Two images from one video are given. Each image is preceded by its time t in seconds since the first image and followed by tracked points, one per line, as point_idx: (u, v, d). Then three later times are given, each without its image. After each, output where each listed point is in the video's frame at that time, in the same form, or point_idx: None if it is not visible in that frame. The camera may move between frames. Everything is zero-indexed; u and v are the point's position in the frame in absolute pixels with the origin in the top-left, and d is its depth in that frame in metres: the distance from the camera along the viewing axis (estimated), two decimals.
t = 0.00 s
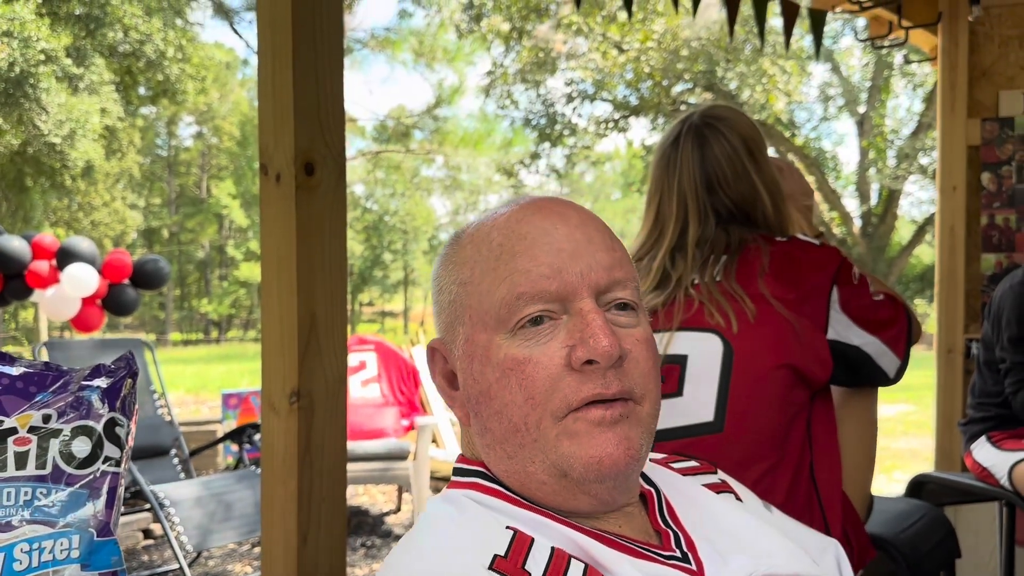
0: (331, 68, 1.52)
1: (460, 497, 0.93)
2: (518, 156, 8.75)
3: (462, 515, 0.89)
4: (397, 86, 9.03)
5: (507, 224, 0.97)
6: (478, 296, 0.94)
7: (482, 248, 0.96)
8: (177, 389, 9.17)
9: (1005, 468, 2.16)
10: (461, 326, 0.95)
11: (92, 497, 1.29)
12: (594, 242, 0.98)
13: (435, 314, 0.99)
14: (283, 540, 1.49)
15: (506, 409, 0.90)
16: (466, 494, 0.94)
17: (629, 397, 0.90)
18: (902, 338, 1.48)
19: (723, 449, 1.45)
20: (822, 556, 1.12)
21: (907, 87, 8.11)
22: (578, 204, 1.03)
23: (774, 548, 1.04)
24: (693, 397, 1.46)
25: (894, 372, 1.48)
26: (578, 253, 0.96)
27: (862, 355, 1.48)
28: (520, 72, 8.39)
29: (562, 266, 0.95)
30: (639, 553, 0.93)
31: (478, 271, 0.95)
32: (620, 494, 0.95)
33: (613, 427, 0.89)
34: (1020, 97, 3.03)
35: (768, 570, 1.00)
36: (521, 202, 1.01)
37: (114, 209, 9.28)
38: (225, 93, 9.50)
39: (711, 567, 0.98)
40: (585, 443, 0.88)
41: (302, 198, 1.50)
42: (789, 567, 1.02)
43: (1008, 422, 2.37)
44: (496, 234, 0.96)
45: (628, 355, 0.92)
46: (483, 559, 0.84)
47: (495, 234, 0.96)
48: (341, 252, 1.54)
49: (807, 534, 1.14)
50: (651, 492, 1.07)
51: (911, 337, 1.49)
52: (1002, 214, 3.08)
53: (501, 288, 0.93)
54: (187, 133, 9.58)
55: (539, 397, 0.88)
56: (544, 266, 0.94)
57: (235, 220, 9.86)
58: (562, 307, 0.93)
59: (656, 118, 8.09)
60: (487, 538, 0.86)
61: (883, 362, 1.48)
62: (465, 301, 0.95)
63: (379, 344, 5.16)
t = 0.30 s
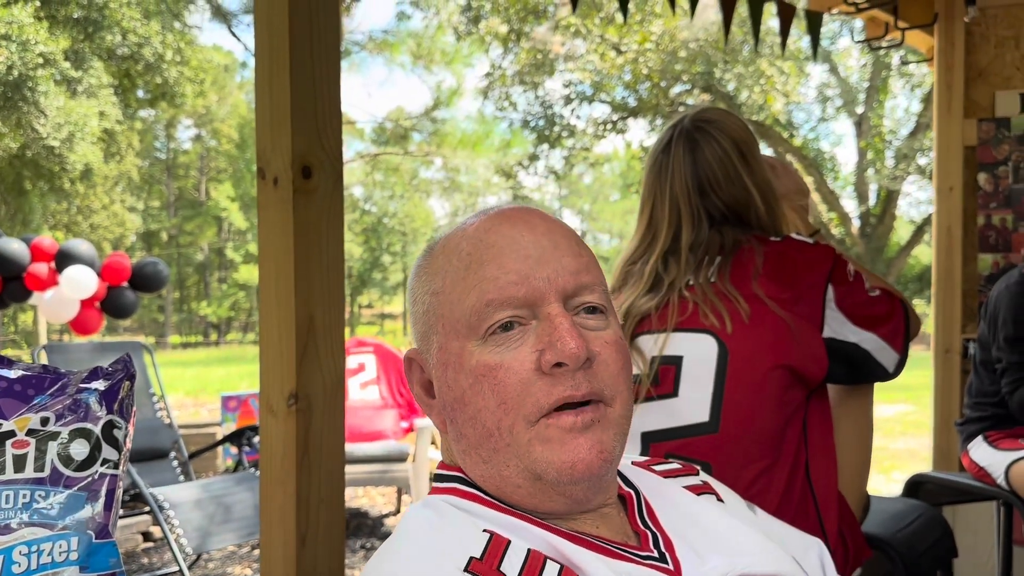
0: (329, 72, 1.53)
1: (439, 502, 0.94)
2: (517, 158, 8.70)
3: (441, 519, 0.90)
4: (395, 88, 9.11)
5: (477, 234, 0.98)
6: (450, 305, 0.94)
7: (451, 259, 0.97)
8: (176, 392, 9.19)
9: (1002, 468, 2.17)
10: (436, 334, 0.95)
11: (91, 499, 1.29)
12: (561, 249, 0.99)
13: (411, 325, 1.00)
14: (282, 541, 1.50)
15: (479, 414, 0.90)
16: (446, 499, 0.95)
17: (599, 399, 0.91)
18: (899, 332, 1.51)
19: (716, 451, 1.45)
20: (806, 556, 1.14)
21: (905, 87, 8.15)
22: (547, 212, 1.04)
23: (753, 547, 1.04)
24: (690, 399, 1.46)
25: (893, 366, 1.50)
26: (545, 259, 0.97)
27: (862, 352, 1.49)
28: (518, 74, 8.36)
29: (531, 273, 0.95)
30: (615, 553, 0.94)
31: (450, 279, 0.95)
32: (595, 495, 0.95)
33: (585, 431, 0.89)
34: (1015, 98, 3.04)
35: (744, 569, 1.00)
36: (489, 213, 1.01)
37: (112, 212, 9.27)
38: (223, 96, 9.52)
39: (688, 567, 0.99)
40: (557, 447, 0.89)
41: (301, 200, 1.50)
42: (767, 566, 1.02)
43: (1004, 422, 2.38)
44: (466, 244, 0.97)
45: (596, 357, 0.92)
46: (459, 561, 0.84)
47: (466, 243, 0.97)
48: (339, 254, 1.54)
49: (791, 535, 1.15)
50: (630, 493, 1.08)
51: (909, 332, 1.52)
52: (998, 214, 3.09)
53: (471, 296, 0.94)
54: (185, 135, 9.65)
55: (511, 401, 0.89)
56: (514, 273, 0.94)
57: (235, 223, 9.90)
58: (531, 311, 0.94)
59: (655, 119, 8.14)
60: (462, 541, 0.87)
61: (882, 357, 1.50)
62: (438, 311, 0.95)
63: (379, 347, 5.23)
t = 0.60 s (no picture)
0: (328, 76, 1.53)
1: (444, 503, 0.95)
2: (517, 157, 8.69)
3: (445, 521, 0.91)
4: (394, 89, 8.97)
5: (480, 236, 0.99)
6: (453, 305, 0.96)
7: (454, 260, 0.98)
8: (176, 392, 9.23)
9: (1000, 467, 2.18)
10: (438, 336, 0.96)
11: (93, 502, 1.31)
12: (562, 252, 0.99)
13: (414, 325, 1.01)
14: (282, 543, 1.51)
15: (481, 415, 0.91)
16: (450, 500, 0.95)
17: (602, 399, 0.91)
18: (898, 330, 1.50)
19: (712, 452, 1.46)
20: (805, 558, 1.14)
21: (904, 86, 8.20)
22: (550, 214, 1.05)
23: (752, 548, 1.05)
24: (684, 400, 1.47)
25: (892, 363, 1.50)
26: (546, 261, 0.97)
27: (860, 351, 1.49)
28: (517, 73, 8.49)
29: (532, 273, 0.96)
30: (616, 553, 0.95)
31: (452, 282, 0.97)
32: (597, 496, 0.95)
33: (589, 433, 0.90)
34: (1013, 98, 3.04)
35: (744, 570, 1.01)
36: (492, 214, 1.02)
37: (113, 213, 9.30)
38: (223, 96, 9.53)
39: (689, 567, 1.00)
40: (559, 450, 0.90)
41: (299, 206, 1.51)
42: (767, 566, 1.03)
43: (1002, 421, 2.39)
44: (468, 246, 0.98)
45: (598, 358, 0.93)
46: (463, 561, 0.85)
47: (467, 246, 0.98)
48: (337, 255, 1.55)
49: (790, 534, 1.16)
50: (632, 493, 1.08)
51: (908, 330, 1.52)
52: (997, 214, 3.09)
53: (474, 297, 0.95)
54: (185, 136, 9.62)
55: (515, 402, 0.89)
56: (513, 276, 0.95)
57: (235, 224, 9.94)
58: (533, 313, 0.95)
59: (654, 118, 8.20)
60: (466, 542, 0.88)
61: (881, 355, 1.49)
62: (441, 313, 0.96)
63: (379, 347, 5.18)
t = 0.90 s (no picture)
0: (326, 69, 1.54)
1: (460, 485, 0.95)
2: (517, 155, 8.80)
3: (461, 504, 0.91)
4: (394, 87, 9.14)
5: (509, 217, 0.99)
6: (478, 286, 0.96)
7: (482, 240, 0.98)
8: (179, 391, 9.25)
9: (999, 460, 2.18)
10: (462, 316, 0.96)
11: (91, 493, 1.31)
12: (591, 237, 0.99)
13: (436, 304, 1.01)
14: (281, 537, 1.52)
15: (503, 398, 0.92)
16: (465, 482, 0.96)
17: (626, 387, 0.92)
18: (909, 312, 1.44)
19: (705, 443, 1.47)
20: (815, 547, 1.14)
21: (906, 83, 8.19)
22: (576, 197, 1.05)
23: (765, 538, 1.05)
24: (670, 393, 1.48)
25: (908, 346, 1.44)
26: (576, 247, 0.98)
27: (862, 339, 1.44)
28: (519, 71, 8.44)
29: (561, 258, 0.96)
30: (632, 539, 0.95)
31: (478, 264, 0.97)
32: (615, 482, 0.96)
33: (611, 419, 0.90)
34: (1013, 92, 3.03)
35: (758, 559, 1.01)
36: (524, 194, 1.02)
37: (116, 212, 9.32)
38: (225, 95, 9.51)
39: (704, 556, 1.00)
40: (581, 430, 0.90)
41: (297, 201, 1.52)
42: (779, 557, 1.02)
43: (1001, 415, 2.39)
44: (498, 226, 0.98)
45: (624, 346, 0.93)
46: (480, 544, 0.85)
47: (496, 226, 0.98)
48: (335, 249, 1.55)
49: (801, 525, 1.16)
50: (646, 482, 1.09)
51: (924, 311, 1.44)
52: (997, 209, 3.09)
53: (502, 279, 0.95)
54: (188, 135, 9.64)
55: (538, 386, 0.90)
56: (542, 259, 0.95)
57: (237, 222, 9.99)
58: (561, 298, 0.95)
59: (656, 117, 8.05)
60: (479, 524, 0.88)
61: (890, 340, 1.44)
62: (465, 293, 0.97)
63: (380, 344, 5.17)
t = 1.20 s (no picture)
0: (328, 68, 1.54)
1: (462, 478, 0.95)
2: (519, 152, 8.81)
3: (462, 496, 0.92)
4: (396, 85, 9.13)
5: (511, 213, 0.99)
6: (482, 282, 0.96)
7: (485, 236, 0.98)
8: (183, 390, 9.27)
9: (1000, 455, 2.18)
10: (464, 312, 0.97)
11: (96, 489, 1.32)
12: (596, 235, 1.00)
13: (439, 298, 1.02)
14: (284, 532, 1.52)
15: (505, 394, 0.92)
16: (467, 475, 0.96)
17: (627, 384, 0.92)
18: (908, 296, 1.39)
19: (699, 437, 1.47)
20: (816, 540, 1.15)
21: (909, 78, 8.15)
22: (580, 194, 1.05)
23: (766, 530, 1.05)
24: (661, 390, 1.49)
25: (911, 332, 1.39)
26: (579, 244, 0.98)
27: (854, 329, 1.41)
28: (521, 68, 8.50)
29: (564, 256, 0.97)
30: (633, 533, 0.96)
31: (483, 258, 0.97)
32: (617, 478, 0.97)
33: (611, 417, 0.91)
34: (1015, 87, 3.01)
35: (758, 552, 1.02)
36: (525, 191, 1.03)
37: (119, 211, 9.36)
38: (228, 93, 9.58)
39: (704, 548, 1.00)
40: (582, 428, 0.91)
41: (299, 199, 1.52)
42: (780, 549, 1.03)
43: (1003, 410, 2.39)
44: (501, 223, 0.99)
45: (626, 344, 0.94)
46: (481, 536, 0.85)
47: (499, 223, 0.99)
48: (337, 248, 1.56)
49: (802, 520, 1.17)
50: (647, 475, 1.09)
51: (926, 294, 1.39)
52: (999, 204, 3.06)
53: (505, 276, 0.95)
54: (190, 134, 9.67)
55: (541, 382, 0.90)
56: (546, 256, 0.96)
57: (240, 221, 10.05)
58: (563, 295, 0.95)
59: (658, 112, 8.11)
60: (481, 517, 0.88)
61: (889, 327, 1.39)
62: (468, 288, 0.97)
63: (383, 342, 5.20)
